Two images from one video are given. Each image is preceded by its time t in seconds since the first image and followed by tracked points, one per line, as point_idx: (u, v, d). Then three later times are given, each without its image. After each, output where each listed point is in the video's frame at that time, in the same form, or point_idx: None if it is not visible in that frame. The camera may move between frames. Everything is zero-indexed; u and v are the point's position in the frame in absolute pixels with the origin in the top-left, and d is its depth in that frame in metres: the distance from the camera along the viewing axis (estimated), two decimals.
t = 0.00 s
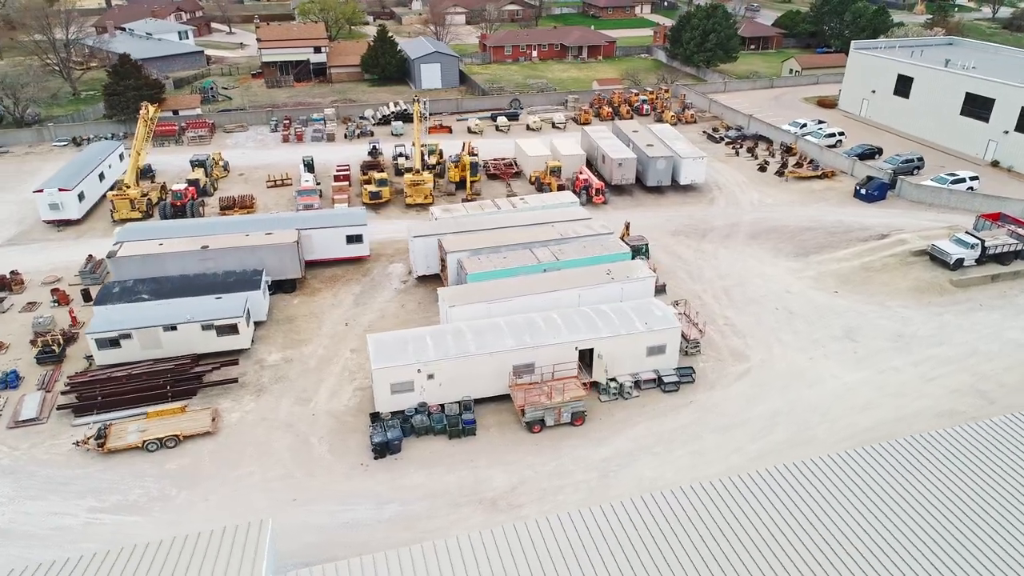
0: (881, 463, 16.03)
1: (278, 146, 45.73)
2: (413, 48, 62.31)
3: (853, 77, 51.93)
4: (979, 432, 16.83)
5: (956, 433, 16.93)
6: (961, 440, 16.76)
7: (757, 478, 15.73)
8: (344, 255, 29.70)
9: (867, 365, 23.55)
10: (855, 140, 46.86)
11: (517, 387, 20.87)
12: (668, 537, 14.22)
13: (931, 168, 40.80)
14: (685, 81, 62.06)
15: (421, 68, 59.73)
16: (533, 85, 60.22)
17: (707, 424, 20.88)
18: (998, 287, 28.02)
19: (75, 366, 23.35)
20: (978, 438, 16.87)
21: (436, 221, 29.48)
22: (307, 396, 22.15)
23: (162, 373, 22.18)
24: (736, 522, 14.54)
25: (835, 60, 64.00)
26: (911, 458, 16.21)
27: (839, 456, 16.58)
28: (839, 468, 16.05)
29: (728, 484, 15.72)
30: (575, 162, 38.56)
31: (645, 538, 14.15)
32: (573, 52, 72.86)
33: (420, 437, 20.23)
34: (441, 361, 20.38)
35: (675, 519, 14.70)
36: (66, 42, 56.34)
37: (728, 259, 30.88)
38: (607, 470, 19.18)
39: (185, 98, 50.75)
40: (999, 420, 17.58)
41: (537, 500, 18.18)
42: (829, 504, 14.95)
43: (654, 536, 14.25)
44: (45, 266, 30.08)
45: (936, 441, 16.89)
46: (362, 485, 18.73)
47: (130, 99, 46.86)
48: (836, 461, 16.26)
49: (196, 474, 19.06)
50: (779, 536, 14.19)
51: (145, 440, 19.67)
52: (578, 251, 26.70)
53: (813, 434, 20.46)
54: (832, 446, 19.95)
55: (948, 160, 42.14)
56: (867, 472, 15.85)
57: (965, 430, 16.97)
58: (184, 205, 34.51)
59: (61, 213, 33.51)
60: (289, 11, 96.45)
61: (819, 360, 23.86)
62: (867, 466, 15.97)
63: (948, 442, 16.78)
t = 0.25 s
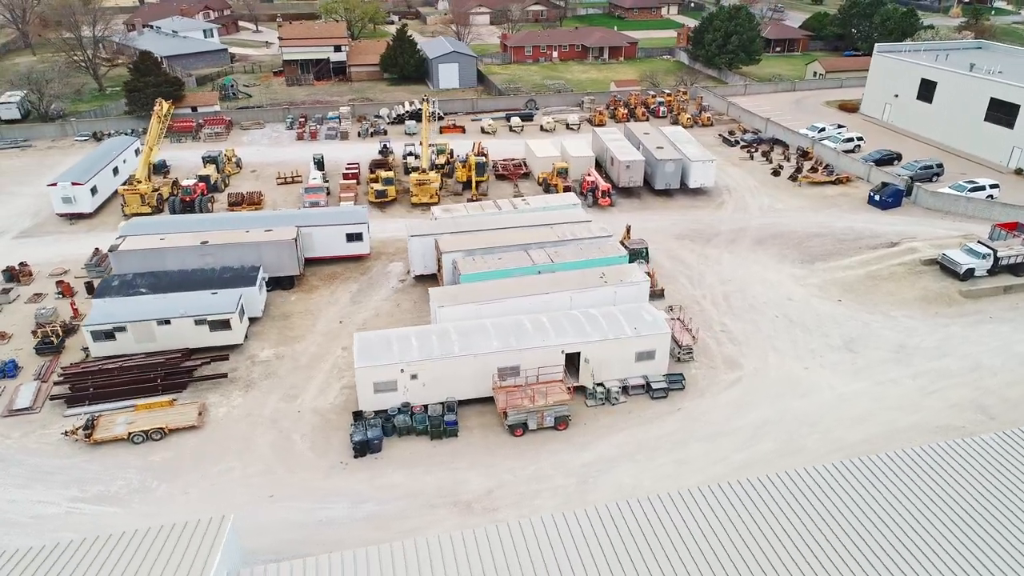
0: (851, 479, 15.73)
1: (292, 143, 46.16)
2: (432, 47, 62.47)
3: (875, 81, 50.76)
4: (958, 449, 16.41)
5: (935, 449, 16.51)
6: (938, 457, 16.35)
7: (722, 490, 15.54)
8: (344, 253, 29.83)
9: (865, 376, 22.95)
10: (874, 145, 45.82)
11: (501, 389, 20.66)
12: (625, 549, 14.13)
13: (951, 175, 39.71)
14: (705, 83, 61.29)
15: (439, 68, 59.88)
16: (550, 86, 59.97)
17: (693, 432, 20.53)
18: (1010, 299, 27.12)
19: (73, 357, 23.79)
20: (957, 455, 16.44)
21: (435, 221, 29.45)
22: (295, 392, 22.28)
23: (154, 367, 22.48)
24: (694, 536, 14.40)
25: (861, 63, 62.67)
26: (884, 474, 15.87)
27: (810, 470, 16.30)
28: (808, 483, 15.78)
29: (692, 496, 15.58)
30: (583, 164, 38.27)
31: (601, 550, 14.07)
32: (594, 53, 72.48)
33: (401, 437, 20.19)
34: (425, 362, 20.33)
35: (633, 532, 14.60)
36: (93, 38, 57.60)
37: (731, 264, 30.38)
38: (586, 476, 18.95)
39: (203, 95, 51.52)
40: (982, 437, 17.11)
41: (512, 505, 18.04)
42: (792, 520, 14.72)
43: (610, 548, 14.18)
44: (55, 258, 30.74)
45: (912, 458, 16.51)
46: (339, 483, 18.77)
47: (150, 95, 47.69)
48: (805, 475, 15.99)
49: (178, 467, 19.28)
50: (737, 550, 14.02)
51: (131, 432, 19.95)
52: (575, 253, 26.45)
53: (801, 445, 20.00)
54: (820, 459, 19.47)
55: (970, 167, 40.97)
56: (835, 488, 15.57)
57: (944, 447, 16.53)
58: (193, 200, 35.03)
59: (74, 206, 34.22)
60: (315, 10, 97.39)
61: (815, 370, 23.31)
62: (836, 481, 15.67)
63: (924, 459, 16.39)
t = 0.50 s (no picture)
0: (824, 490, 15.47)
1: (303, 142, 46.51)
2: (447, 48, 62.57)
3: (894, 84, 49.74)
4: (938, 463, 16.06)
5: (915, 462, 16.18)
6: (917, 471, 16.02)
7: (692, 499, 15.38)
8: (343, 251, 29.95)
9: (860, 386, 22.47)
10: (891, 150, 44.91)
11: (486, 391, 20.61)
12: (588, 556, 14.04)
13: (967, 182, 38.77)
14: (722, 85, 60.58)
15: (453, 68, 59.98)
16: (565, 87, 59.70)
17: (678, 439, 20.25)
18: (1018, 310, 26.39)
19: (70, 351, 24.16)
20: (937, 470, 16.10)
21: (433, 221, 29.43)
22: (283, 389, 22.39)
23: (147, 361, 22.73)
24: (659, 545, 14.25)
25: (883, 66, 61.49)
26: (860, 487, 15.58)
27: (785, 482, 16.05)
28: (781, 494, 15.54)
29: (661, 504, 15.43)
30: (589, 166, 38.01)
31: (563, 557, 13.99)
32: (612, 54, 72.07)
33: (384, 436, 20.17)
34: (409, 362, 20.31)
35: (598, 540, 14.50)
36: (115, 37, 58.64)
37: (733, 269, 29.95)
38: (566, 481, 18.78)
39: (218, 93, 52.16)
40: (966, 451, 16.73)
41: (488, 508, 17.93)
42: (760, 532, 14.53)
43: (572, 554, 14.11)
44: (62, 252, 31.29)
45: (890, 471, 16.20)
46: (319, 481, 18.82)
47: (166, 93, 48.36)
48: (779, 486, 15.75)
49: (162, 462, 19.48)
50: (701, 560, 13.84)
51: (118, 426, 20.20)
52: (571, 255, 26.25)
53: (788, 455, 19.62)
54: (806, 470, 19.08)
55: (988, 173, 39.96)
56: (808, 500, 15.33)
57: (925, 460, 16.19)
58: (199, 197, 35.42)
59: (84, 201, 34.78)
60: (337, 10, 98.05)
61: (809, 379, 22.87)
62: (810, 492, 15.43)
63: (903, 472, 16.07)
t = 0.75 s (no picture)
0: (782, 510, 15.45)
1: (304, 141, 46.66)
2: (452, 48, 62.55)
3: (901, 87, 48.98)
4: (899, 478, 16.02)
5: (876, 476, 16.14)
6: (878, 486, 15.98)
7: (649, 512, 15.38)
8: (331, 250, 29.96)
9: (843, 393, 22.09)
10: (895, 153, 44.23)
11: (460, 393, 20.49)
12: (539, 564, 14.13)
13: (971, 186, 38.07)
14: (727, 87, 60.05)
15: (457, 68, 59.96)
16: (569, 87, 59.45)
17: (652, 444, 20.02)
18: (1013, 318, 25.81)
19: (54, 346, 24.36)
20: (898, 485, 16.06)
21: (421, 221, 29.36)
22: (260, 388, 22.42)
23: (127, 358, 22.86)
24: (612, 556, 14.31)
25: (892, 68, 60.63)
26: (818, 501, 15.56)
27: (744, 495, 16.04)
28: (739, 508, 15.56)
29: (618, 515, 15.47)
30: (585, 167, 37.76)
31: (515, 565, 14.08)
32: (619, 54, 71.71)
33: (356, 437, 20.13)
34: (382, 362, 20.25)
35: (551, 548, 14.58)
36: (123, 35, 59.24)
37: (723, 272, 29.62)
38: (535, 485, 18.62)
39: (222, 92, 52.51)
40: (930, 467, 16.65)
41: (455, 510, 17.84)
42: (714, 548, 14.53)
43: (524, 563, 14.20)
44: (56, 248, 31.60)
45: (851, 485, 16.17)
46: (288, 481, 18.81)
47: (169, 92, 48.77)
48: (737, 504, 15.73)
49: (134, 459, 19.57)
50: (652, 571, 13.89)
51: (94, 422, 20.33)
52: (555, 257, 26.06)
53: (763, 462, 19.32)
54: (780, 477, 18.77)
55: (992, 178, 39.23)
56: (763, 519, 15.30)
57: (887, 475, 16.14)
58: (194, 195, 35.60)
59: (81, 198, 35.11)
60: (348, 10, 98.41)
61: (791, 385, 22.52)
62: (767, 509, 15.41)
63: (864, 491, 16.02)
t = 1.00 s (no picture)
0: (747, 523, 15.32)
1: (307, 140, 46.83)
2: (459, 47, 62.52)
3: (910, 89, 48.22)
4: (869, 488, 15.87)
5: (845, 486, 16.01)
6: (846, 497, 15.86)
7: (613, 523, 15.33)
8: (323, 249, 30.00)
9: (829, 400, 21.70)
10: (902, 156, 43.53)
11: (438, 393, 20.35)
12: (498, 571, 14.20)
13: (977, 190, 37.36)
14: (736, 88, 59.49)
15: (464, 67, 59.93)
16: (575, 87, 59.20)
17: (630, 449, 19.80)
18: (1010, 325, 25.24)
19: (44, 341, 24.60)
20: (867, 496, 15.92)
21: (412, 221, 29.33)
22: (243, 385, 22.48)
23: (112, 354, 23.02)
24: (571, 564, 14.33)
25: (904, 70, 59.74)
26: (783, 513, 15.46)
27: (711, 502, 15.98)
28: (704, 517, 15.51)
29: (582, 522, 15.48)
30: (583, 168, 37.53)
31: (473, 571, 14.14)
32: (628, 55, 71.32)
33: (334, 436, 20.12)
34: (360, 362, 20.21)
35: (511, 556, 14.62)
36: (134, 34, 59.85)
37: (716, 275, 29.28)
38: (508, 488, 18.48)
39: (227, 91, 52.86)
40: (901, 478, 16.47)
41: (426, 512, 17.75)
42: (674, 560, 14.44)
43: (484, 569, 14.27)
44: (54, 244, 31.93)
45: (820, 499, 16.00)
46: (262, 479, 18.81)
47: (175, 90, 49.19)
48: (702, 515, 15.62)
49: (113, 454, 19.69)
50: None
51: (75, 417, 20.47)
52: (543, 258, 25.89)
53: (741, 468, 19.03)
54: (757, 484, 18.48)
55: (1000, 182, 38.47)
56: (727, 531, 15.19)
57: (856, 485, 16.01)
58: (193, 193, 35.83)
59: (81, 194, 35.48)
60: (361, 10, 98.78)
61: (776, 391, 22.17)
62: (732, 522, 15.31)
63: (833, 505, 15.85)
